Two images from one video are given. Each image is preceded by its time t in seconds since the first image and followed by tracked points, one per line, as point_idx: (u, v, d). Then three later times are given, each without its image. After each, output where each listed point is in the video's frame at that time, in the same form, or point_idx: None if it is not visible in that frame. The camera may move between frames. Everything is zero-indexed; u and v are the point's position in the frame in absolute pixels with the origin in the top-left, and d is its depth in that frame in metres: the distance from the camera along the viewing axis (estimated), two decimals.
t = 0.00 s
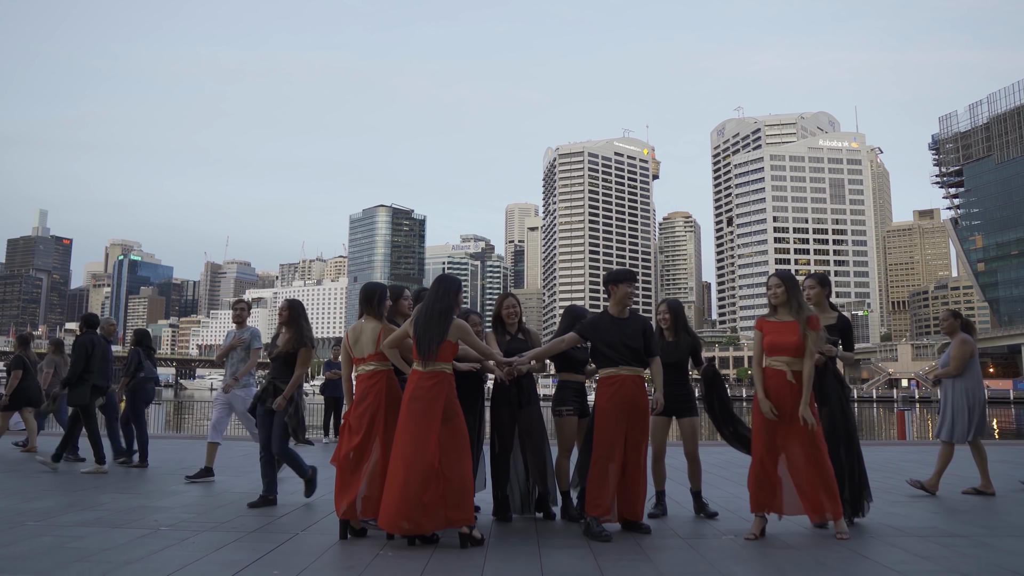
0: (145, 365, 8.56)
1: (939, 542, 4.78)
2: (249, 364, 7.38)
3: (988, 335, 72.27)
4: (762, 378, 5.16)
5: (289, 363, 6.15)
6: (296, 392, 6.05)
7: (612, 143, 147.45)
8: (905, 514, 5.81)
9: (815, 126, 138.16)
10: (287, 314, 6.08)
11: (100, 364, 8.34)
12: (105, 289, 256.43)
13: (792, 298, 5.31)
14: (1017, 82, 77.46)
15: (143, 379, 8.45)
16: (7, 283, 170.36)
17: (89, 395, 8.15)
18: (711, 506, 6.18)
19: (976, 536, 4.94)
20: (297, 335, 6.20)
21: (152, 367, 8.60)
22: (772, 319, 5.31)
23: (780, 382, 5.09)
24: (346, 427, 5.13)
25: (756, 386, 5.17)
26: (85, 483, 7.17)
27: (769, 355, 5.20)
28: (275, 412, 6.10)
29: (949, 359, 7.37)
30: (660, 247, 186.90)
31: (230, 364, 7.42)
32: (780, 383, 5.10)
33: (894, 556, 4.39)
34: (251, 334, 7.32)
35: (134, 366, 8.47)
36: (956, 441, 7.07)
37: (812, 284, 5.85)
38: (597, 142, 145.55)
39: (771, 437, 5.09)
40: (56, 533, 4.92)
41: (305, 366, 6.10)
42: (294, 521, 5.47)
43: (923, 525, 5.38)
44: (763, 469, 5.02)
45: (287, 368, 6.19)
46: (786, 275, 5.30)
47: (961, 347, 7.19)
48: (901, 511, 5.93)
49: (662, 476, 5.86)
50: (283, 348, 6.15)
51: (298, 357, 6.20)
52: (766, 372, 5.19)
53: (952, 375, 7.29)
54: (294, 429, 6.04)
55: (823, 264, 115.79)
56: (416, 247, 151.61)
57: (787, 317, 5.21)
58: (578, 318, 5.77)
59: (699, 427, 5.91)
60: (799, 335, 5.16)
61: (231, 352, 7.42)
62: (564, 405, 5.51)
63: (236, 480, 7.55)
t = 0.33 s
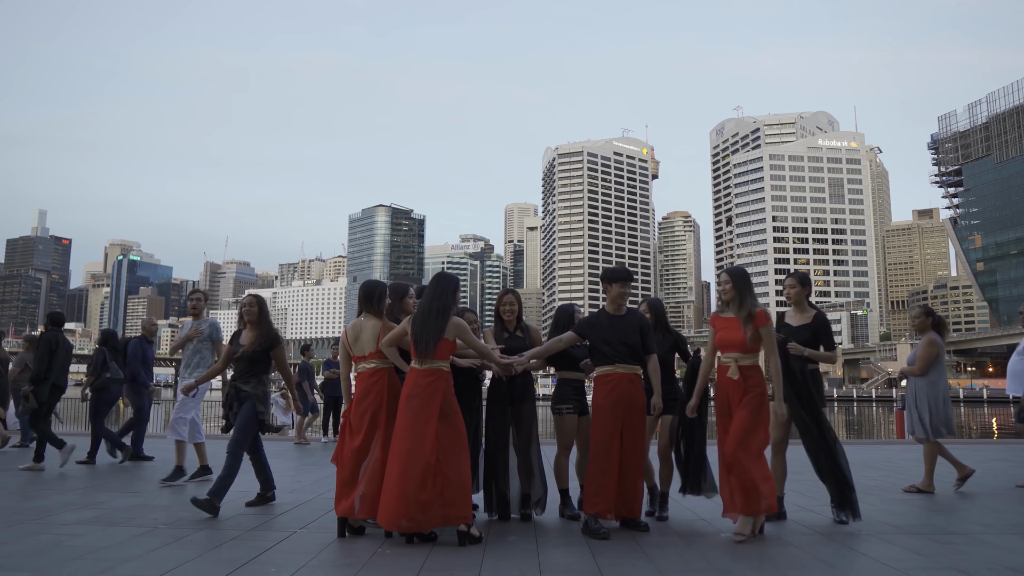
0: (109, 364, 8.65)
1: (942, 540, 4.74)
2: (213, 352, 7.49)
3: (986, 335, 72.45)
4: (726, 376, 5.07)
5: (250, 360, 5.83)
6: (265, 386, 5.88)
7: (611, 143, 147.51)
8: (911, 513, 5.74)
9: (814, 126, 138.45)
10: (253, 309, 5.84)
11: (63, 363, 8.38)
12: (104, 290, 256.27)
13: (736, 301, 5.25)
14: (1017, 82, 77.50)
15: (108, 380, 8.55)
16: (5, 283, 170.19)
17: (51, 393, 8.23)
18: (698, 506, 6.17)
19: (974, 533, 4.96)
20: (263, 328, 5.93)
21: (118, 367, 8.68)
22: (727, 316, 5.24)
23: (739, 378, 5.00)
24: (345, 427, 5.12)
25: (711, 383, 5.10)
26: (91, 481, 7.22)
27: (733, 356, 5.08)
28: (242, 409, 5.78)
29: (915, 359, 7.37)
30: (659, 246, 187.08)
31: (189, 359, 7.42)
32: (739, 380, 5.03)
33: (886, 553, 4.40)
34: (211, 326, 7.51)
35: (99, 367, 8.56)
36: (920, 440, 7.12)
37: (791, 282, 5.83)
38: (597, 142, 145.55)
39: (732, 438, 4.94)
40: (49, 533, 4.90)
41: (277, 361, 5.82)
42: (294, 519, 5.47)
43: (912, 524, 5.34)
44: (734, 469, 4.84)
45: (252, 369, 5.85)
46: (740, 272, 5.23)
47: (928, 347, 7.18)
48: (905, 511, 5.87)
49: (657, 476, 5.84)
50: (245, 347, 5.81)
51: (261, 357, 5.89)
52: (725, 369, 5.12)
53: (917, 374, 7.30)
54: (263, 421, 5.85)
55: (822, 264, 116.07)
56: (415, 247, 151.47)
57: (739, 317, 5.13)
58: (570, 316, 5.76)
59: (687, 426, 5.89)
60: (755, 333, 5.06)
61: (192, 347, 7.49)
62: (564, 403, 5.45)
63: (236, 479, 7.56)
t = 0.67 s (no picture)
0: (76, 366, 8.47)
1: (935, 539, 4.77)
2: (161, 356, 7.18)
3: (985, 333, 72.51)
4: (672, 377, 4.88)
5: (210, 353, 5.57)
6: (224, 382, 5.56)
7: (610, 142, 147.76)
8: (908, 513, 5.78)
9: (813, 125, 138.72)
10: (209, 299, 5.54)
11: (26, 365, 8.32)
12: (103, 290, 257.06)
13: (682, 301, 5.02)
14: (1015, 81, 77.52)
15: (73, 381, 8.38)
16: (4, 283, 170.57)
17: (15, 395, 8.22)
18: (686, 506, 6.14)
19: (969, 533, 4.96)
20: (220, 324, 5.59)
21: (84, 368, 8.50)
22: (684, 321, 4.94)
23: (686, 377, 4.80)
24: (344, 428, 5.12)
25: (666, 386, 4.99)
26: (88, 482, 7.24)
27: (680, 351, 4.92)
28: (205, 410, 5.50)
29: (889, 359, 7.37)
30: (658, 246, 187.37)
31: (140, 356, 7.11)
32: (687, 378, 4.85)
33: (876, 553, 4.42)
34: (162, 323, 7.21)
35: (64, 367, 8.37)
36: (893, 440, 7.19)
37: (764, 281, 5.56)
38: (596, 142, 145.83)
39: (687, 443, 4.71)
40: (46, 533, 4.91)
41: (233, 361, 5.52)
42: (290, 520, 5.50)
43: (896, 524, 5.33)
44: (709, 471, 4.65)
45: (211, 363, 5.56)
46: (696, 269, 4.92)
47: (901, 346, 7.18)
48: (897, 512, 5.87)
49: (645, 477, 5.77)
50: (201, 342, 5.55)
51: (221, 352, 5.61)
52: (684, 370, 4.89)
53: (892, 374, 7.32)
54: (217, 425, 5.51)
55: (822, 264, 116.14)
56: (414, 247, 151.46)
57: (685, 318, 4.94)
58: (570, 317, 5.76)
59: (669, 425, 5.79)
60: (698, 330, 4.85)
61: (140, 346, 7.11)
62: (564, 404, 5.43)
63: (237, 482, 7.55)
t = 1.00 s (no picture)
0: (37, 368, 8.34)
1: (937, 554, 4.65)
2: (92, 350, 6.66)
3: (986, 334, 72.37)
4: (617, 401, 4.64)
5: (158, 363, 5.17)
6: (180, 393, 5.21)
7: (609, 142, 147.68)
8: (905, 522, 5.80)
9: (812, 124, 138.86)
10: (159, 305, 5.17)
11: None
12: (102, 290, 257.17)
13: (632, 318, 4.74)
14: (1015, 81, 77.55)
15: (35, 383, 8.25)
16: (4, 284, 170.46)
17: None
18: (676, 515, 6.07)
19: (966, 542, 4.93)
20: (175, 327, 5.26)
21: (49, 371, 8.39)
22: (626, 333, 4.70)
23: (626, 405, 4.56)
24: (342, 437, 5.08)
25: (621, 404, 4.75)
26: (77, 490, 7.26)
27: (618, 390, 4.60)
28: (148, 423, 5.09)
29: (855, 365, 7.34)
30: (658, 246, 187.47)
31: (85, 366, 6.51)
32: (625, 415, 4.56)
33: (872, 565, 4.35)
34: (107, 326, 6.49)
35: (26, 371, 8.25)
36: (861, 445, 7.19)
37: (737, 287, 5.21)
38: (596, 142, 145.82)
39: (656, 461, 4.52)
40: (44, 540, 4.95)
41: (175, 371, 5.13)
42: (286, 528, 5.49)
43: (881, 535, 5.27)
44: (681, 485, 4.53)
45: (157, 372, 5.17)
46: (634, 297, 4.61)
47: (867, 353, 7.18)
48: (898, 522, 5.73)
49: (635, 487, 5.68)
50: (149, 351, 5.15)
51: (165, 360, 5.20)
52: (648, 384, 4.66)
53: (858, 380, 7.30)
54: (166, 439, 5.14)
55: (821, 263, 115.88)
56: (414, 247, 151.33)
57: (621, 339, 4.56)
58: (567, 323, 5.69)
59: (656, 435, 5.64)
60: (635, 356, 4.58)
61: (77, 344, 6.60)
62: (561, 412, 5.41)
63: (231, 489, 7.54)
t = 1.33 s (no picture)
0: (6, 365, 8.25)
1: (942, 561, 4.58)
2: (43, 355, 6.33)
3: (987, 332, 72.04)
4: (590, 412, 4.61)
5: (99, 359, 4.94)
6: (122, 392, 5.00)
7: (608, 142, 147.60)
8: (893, 522, 5.86)
9: (811, 124, 138.87)
10: (99, 296, 4.94)
11: None
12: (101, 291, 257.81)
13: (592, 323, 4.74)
14: (1015, 80, 77.52)
15: None
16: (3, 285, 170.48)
17: None
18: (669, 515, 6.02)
19: (964, 547, 4.93)
20: (114, 321, 5.00)
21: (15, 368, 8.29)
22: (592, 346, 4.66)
23: (597, 418, 4.54)
24: (337, 440, 5.04)
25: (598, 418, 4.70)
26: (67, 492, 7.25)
27: (594, 396, 4.53)
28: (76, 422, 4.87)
29: (829, 367, 7.39)
30: (656, 245, 187.56)
31: (23, 364, 6.33)
32: (600, 421, 4.54)
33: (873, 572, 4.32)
34: (48, 323, 6.34)
35: None
36: (830, 445, 7.25)
37: (694, 286, 5.12)
38: (594, 141, 145.76)
39: (638, 469, 4.48)
40: (35, 547, 4.90)
41: (132, 366, 4.95)
42: (283, 533, 5.49)
43: (863, 537, 5.31)
44: (665, 489, 4.55)
45: (101, 375, 4.93)
46: (583, 317, 4.71)
47: (840, 355, 7.23)
48: (883, 524, 5.80)
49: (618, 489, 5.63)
50: (91, 346, 4.92)
51: (114, 359, 5.01)
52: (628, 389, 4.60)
53: (830, 382, 7.35)
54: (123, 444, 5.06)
55: (819, 261, 115.87)
56: (413, 247, 151.26)
57: (589, 346, 4.53)
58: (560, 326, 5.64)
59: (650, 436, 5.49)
60: (590, 370, 4.54)
61: (25, 345, 6.31)
62: (558, 416, 5.40)
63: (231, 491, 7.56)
